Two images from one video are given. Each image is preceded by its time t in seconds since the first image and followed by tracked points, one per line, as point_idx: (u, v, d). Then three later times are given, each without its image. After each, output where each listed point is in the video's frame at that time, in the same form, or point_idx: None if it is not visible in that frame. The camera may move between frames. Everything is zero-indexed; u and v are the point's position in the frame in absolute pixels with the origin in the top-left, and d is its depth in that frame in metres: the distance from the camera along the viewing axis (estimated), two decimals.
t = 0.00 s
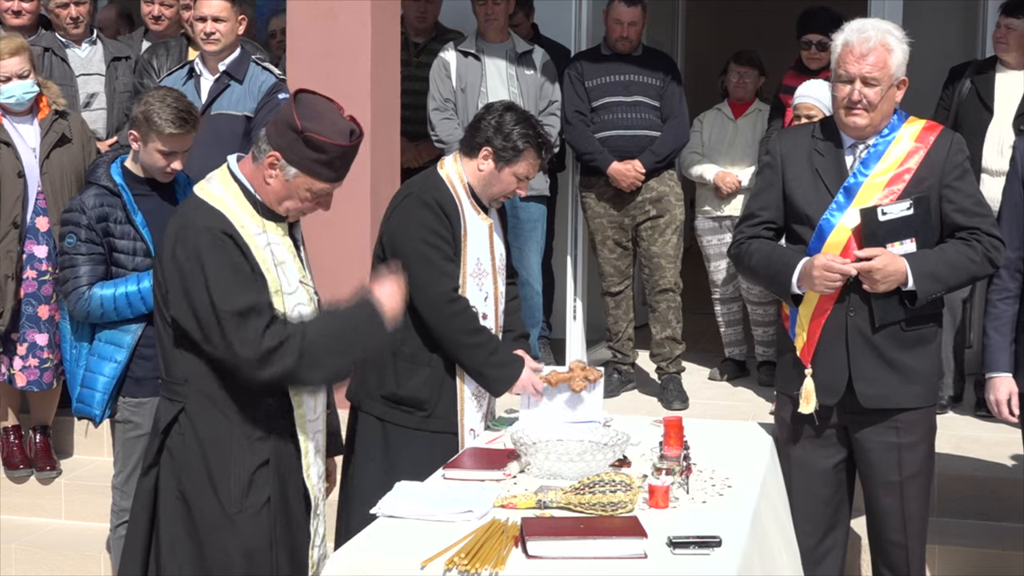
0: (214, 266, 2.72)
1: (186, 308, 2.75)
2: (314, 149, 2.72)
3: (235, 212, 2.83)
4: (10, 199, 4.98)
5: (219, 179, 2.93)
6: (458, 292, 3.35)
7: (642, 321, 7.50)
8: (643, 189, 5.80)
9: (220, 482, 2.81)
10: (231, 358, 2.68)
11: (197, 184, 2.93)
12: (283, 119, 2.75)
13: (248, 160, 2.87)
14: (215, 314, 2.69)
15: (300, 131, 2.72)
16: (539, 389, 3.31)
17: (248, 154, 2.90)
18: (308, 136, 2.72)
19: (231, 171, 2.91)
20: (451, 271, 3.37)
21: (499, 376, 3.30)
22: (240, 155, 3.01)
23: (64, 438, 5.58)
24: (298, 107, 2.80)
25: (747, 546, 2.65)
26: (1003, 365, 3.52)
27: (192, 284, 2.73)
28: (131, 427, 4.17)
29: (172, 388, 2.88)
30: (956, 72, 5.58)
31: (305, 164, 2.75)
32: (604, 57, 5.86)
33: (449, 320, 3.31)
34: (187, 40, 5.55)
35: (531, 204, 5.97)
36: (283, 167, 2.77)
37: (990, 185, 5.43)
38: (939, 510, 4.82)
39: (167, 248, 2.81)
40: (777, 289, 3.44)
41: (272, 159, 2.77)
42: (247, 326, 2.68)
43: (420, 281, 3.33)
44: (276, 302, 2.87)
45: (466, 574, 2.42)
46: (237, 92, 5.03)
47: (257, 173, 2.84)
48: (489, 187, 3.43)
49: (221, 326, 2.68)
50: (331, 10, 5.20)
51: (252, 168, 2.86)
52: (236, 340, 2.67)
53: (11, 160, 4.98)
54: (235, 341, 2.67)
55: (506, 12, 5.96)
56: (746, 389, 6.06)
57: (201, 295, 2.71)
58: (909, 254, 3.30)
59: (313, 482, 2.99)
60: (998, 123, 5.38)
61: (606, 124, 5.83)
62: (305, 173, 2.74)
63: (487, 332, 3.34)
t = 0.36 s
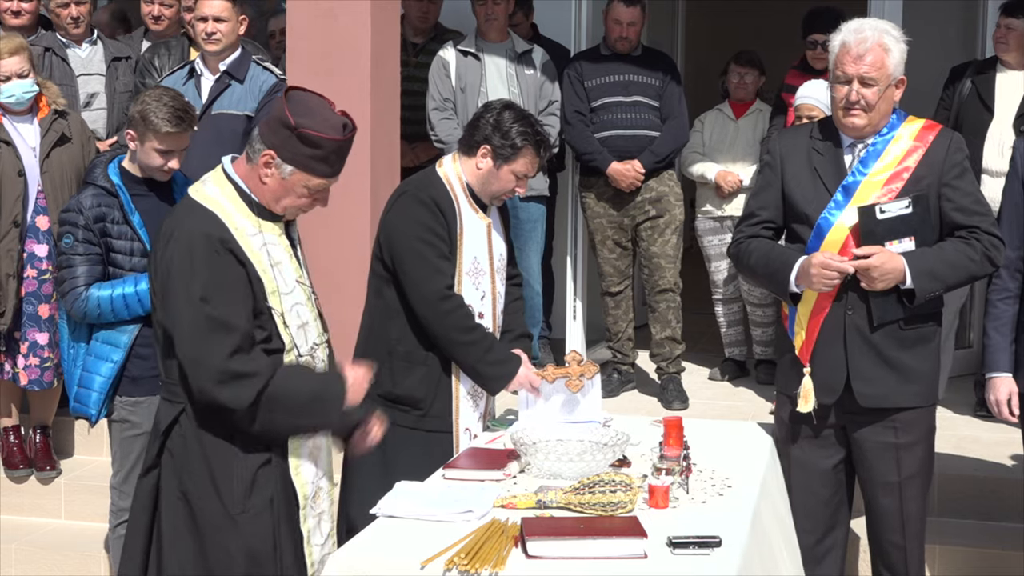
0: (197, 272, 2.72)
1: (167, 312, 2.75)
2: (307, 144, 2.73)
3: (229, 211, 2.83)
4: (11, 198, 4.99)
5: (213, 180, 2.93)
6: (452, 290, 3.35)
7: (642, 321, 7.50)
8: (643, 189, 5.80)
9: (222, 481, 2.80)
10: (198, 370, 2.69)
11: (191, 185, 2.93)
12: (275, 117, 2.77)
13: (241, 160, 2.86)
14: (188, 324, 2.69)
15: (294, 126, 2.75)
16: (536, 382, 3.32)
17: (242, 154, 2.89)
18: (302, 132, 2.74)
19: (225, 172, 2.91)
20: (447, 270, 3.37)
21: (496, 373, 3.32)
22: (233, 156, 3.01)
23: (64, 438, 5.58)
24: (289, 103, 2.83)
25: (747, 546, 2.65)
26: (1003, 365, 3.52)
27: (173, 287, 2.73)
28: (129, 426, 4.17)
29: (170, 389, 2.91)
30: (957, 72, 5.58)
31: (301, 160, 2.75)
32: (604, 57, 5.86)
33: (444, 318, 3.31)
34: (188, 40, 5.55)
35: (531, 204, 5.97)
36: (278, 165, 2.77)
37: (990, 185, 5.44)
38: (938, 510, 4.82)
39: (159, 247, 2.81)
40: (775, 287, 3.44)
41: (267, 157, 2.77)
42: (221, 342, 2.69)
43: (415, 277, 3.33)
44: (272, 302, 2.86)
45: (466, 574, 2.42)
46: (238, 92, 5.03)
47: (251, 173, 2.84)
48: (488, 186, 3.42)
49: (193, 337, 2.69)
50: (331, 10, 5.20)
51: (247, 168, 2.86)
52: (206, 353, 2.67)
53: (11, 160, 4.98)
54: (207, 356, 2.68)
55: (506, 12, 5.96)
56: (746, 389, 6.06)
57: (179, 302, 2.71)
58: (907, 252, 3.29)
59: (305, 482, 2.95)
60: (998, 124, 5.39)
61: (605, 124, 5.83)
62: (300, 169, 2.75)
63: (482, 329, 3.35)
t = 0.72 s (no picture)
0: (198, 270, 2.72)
1: (172, 312, 2.76)
2: (308, 141, 2.74)
3: (227, 210, 2.82)
4: (11, 198, 4.99)
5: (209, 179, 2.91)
6: (450, 291, 3.35)
7: (642, 321, 7.50)
8: (643, 189, 5.80)
9: (225, 482, 2.80)
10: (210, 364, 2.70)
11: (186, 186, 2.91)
12: (273, 114, 2.76)
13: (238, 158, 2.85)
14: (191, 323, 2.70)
15: (293, 124, 2.75)
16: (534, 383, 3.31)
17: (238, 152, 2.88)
18: (302, 129, 2.75)
19: (222, 172, 2.89)
20: (446, 270, 3.37)
21: (494, 374, 3.31)
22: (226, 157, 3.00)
23: (64, 438, 5.58)
24: (286, 99, 2.83)
25: (747, 546, 2.64)
26: (1003, 365, 3.52)
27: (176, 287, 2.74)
28: (124, 425, 4.16)
29: (172, 391, 2.88)
30: (954, 72, 5.58)
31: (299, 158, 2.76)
32: (603, 56, 5.86)
33: (442, 318, 3.31)
34: (189, 40, 5.55)
35: (531, 204, 5.96)
36: (277, 163, 2.77)
37: (988, 186, 5.43)
38: (938, 510, 4.82)
39: (161, 248, 2.82)
40: (774, 287, 3.45)
41: (265, 156, 2.76)
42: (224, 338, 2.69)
43: (413, 277, 3.33)
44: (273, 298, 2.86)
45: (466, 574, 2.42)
46: (238, 92, 5.03)
47: (249, 172, 2.83)
48: (487, 185, 3.42)
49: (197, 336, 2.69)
50: (331, 10, 5.20)
51: (244, 167, 2.85)
52: (208, 350, 2.68)
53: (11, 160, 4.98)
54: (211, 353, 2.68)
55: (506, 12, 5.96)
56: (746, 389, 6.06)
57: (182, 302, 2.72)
58: (907, 252, 3.30)
59: (306, 479, 2.95)
60: (996, 124, 5.39)
61: (605, 124, 5.83)
62: (299, 166, 2.76)
63: (479, 330, 3.34)
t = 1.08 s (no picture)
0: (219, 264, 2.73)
1: (187, 312, 2.75)
2: (307, 142, 2.74)
3: (224, 209, 2.82)
4: (12, 198, 4.99)
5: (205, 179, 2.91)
6: (449, 290, 3.35)
7: (642, 321, 7.50)
8: (642, 189, 5.80)
9: (226, 483, 2.81)
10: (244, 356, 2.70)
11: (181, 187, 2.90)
12: (273, 115, 2.76)
13: (233, 159, 2.85)
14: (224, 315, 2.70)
15: (294, 126, 2.75)
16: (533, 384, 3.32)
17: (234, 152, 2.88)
18: (302, 131, 2.74)
19: (216, 172, 2.89)
20: (445, 269, 3.37)
21: (492, 374, 3.30)
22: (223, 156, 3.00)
23: (65, 438, 5.58)
24: (283, 99, 2.83)
25: (748, 546, 2.64)
26: (1003, 365, 3.52)
27: (193, 285, 2.74)
28: (126, 423, 4.17)
29: (172, 393, 2.86)
30: (951, 72, 5.57)
31: (298, 158, 2.76)
32: (603, 56, 5.87)
33: (439, 318, 3.31)
34: (190, 40, 5.55)
35: (531, 204, 5.97)
36: (275, 163, 2.77)
37: (986, 185, 5.43)
38: (937, 510, 4.82)
39: (161, 255, 2.81)
40: (773, 287, 3.45)
41: (264, 157, 2.76)
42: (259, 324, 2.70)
43: (412, 276, 3.34)
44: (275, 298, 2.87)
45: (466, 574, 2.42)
46: (238, 92, 5.03)
47: (247, 172, 2.83)
48: (486, 186, 3.42)
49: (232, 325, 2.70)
50: (331, 10, 5.20)
51: (240, 168, 2.85)
52: (247, 338, 2.69)
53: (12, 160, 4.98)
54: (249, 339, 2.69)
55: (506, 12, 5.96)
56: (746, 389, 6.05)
57: (205, 298, 2.72)
58: (906, 252, 3.30)
59: (307, 478, 2.96)
60: (993, 124, 5.38)
61: (605, 124, 5.83)
62: (298, 166, 2.76)
63: (477, 329, 3.34)
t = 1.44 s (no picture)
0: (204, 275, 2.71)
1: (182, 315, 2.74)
2: (319, 143, 2.77)
3: (231, 209, 2.82)
4: (13, 198, 4.99)
5: (208, 179, 2.91)
6: (443, 291, 3.34)
7: (641, 321, 7.51)
8: (642, 189, 5.80)
9: (234, 482, 2.79)
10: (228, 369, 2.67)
11: (183, 187, 2.90)
12: (282, 117, 2.76)
13: (239, 159, 2.84)
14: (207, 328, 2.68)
15: (307, 127, 2.77)
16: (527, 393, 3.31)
17: (239, 152, 2.87)
18: (316, 132, 2.77)
19: (221, 172, 2.88)
20: (443, 269, 3.37)
21: (485, 378, 3.29)
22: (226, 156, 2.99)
23: (65, 438, 5.58)
24: (292, 99, 2.83)
25: (748, 546, 2.65)
26: (1003, 365, 3.52)
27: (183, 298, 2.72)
28: (123, 418, 4.13)
29: (173, 392, 2.90)
30: (951, 71, 5.58)
31: (309, 158, 2.78)
32: (602, 57, 5.87)
33: (432, 318, 3.30)
34: (189, 40, 5.55)
35: (530, 205, 5.98)
36: (287, 165, 2.78)
37: (985, 185, 5.43)
38: (937, 510, 4.82)
39: (159, 261, 2.81)
40: (772, 288, 3.45)
41: (276, 159, 2.77)
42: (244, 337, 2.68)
43: (409, 277, 3.34)
44: (280, 298, 2.88)
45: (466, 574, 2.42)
46: (238, 92, 5.03)
47: (257, 174, 2.82)
48: (486, 186, 3.42)
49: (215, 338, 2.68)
50: (331, 10, 5.20)
51: (247, 168, 2.84)
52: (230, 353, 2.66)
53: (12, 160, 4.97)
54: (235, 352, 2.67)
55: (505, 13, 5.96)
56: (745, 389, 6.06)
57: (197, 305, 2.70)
58: (904, 253, 3.29)
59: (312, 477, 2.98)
60: (992, 124, 5.39)
61: (604, 124, 5.83)
62: (310, 166, 2.78)
63: (471, 331, 3.32)
